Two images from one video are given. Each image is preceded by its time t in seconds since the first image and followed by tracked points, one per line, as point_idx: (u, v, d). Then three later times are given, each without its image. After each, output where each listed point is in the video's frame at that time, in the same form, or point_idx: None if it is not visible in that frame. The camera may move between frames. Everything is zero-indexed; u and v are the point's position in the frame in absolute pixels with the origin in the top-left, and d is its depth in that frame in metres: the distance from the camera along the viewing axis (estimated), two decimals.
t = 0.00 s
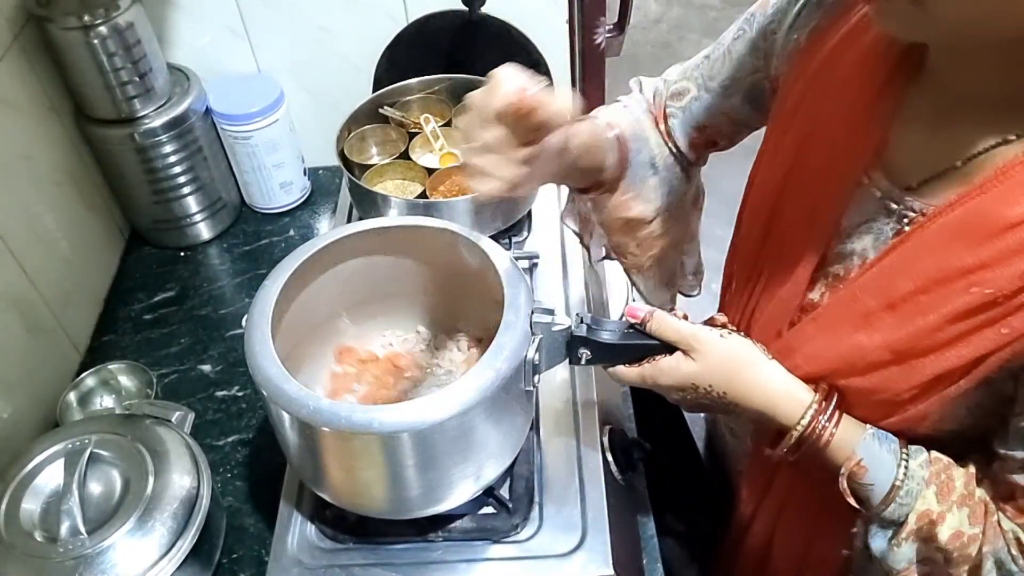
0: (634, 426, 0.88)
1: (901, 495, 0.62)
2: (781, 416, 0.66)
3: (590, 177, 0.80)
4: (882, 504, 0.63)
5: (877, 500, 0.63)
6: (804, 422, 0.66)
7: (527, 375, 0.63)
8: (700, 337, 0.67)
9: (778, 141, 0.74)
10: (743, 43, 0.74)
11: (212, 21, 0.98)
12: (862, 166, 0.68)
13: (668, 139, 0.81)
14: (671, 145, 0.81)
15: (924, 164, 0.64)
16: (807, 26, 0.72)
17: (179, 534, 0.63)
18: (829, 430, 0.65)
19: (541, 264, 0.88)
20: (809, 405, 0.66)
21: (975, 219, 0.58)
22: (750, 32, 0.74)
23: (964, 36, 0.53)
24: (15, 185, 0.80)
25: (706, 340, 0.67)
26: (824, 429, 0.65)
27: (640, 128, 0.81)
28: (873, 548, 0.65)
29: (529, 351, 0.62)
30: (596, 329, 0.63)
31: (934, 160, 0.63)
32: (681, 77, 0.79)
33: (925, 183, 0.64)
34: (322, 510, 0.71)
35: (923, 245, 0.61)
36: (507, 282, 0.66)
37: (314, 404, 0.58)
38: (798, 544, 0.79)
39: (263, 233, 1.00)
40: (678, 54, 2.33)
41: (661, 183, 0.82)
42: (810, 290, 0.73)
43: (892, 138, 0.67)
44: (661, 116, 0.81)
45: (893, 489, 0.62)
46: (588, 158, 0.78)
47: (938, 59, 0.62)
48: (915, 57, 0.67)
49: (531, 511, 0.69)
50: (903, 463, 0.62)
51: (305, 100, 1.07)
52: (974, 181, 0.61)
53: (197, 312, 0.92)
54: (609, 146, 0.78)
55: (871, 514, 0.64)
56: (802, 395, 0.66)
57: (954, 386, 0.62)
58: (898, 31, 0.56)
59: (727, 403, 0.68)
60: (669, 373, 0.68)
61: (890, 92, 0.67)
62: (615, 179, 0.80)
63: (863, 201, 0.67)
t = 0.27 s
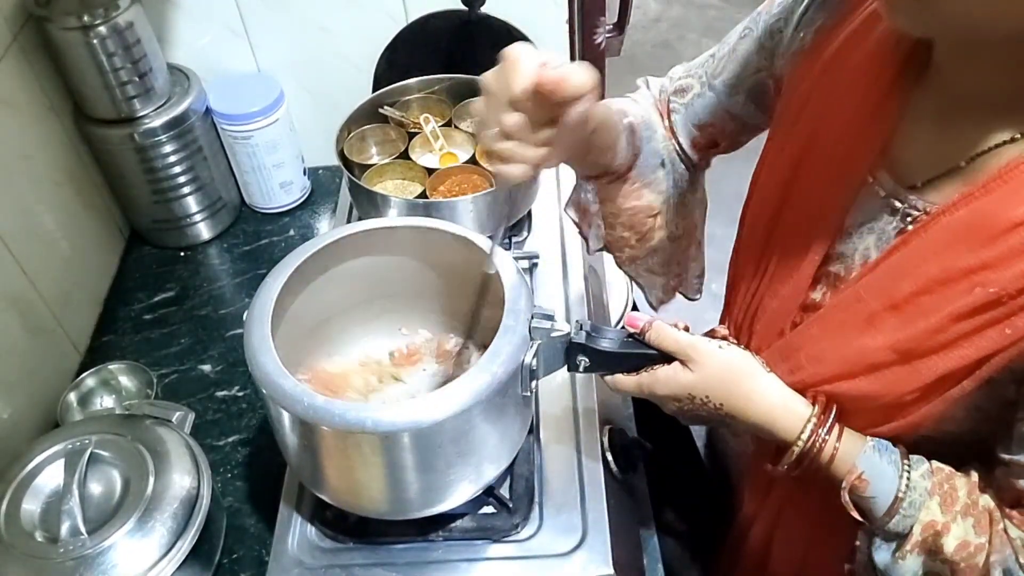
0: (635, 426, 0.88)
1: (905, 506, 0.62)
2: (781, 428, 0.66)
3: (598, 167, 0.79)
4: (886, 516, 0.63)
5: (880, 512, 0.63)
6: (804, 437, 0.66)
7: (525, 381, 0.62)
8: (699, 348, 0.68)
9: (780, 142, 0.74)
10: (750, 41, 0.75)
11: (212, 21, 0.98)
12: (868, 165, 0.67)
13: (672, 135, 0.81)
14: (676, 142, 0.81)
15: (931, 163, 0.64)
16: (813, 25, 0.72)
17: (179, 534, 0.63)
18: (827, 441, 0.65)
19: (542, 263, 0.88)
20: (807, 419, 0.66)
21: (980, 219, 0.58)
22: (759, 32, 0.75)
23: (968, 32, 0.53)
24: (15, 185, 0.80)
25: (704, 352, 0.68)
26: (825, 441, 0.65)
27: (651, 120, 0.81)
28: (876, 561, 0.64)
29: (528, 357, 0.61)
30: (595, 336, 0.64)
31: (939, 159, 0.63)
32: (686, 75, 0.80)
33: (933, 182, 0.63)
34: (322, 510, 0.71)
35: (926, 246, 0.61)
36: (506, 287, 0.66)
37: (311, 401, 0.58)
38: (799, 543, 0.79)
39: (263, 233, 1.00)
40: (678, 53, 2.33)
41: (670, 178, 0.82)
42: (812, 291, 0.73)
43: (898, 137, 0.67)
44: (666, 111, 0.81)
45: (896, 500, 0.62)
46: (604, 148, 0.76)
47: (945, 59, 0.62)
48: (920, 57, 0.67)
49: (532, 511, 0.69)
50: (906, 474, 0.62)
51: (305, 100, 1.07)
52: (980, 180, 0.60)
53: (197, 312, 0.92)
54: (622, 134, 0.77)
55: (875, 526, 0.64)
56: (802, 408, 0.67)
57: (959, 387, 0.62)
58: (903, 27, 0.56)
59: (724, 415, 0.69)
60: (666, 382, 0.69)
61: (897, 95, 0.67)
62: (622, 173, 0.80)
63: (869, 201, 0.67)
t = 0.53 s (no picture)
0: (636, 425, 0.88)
1: (906, 499, 0.62)
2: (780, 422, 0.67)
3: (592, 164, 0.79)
4: (888, 509, 0.63)
5: (882, 505, 0.63)
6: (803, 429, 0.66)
7: (526, 378, 0.63)
8: (699, 344, 0.67)
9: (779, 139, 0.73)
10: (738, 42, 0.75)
11: (211, 21, 0.98)
12: (867, 161, 0.67)
13: (663, 136, 0.81)
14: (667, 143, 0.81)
15: (932, 156, 0.64)
16: (806, 21, 0.72)
17: (180, 534, 0.63)
18: (828, 433, 0.65)
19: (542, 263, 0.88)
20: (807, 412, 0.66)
21: (988, 210, 0.59)
22: (747, 32, 0.75)
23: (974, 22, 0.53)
24: (15, 185, 0.80)
25: (705, 347, 0.67)
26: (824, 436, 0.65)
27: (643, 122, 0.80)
28: (881, 554, 0.64)
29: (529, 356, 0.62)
30: (597, 333, 0.63)
31: (940, 151, 0.64)
32: (677, 77, 0.80)
33: (934, 175, 0.64)
34: (324, 510, 0.71)
35: (932, 239, 0.62)
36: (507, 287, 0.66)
37: (313, 401, 0.58)
38: (802, 542, 0.79)
39: (263, 233, 1.00)
40: (677, 53, 2.33)
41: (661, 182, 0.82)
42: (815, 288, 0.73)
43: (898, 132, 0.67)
44: (657, 111, 0.81)
45: (897, 494, 0.62)
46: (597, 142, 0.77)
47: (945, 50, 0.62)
48: (926, 43, 0.66)
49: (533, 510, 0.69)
50: (906, 466, 0.63)
51: (305, 100, 1.07)
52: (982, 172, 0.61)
53: (197, 312, 0.92)
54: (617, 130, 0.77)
55: (877, 519, 0.64)
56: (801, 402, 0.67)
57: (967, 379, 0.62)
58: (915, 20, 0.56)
59: (723, 409, 0.68)
60: (667, 378, 0.67)
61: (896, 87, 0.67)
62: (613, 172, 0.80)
63: (870, 197, 0.67)
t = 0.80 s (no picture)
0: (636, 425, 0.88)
1: (890, 492, 0.62)
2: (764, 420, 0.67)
3: (592, 208, 0.82)
4: (872, 503, 0.63)
5: (865, 499, 0.64)
6: (786, 429, 0.66)
7: (513, 382, 0.63)
8: (682, 343, 0.68)
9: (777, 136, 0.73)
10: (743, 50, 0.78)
11: (212, 22, 0.98)
12: (865, 156, 0.68)
13: (677, 157, 0.83)
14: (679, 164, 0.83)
15: (929, 148, 0.65)
16: (803, 20, 0.73)
17: (180, 533, 0.63)
18: (806, 432, 0.65)
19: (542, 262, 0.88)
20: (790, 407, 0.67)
21: (986, 201, 0.58)
22: (753, 40, 0.77)
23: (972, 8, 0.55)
24: (15, 186, 0.80)
25: (687, 347, 0.68)
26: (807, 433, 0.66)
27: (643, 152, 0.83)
28: (869, 548, 0.65)
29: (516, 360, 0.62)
30: (583, 340, 0.64)
31: (936, 143, 0.65)
32: (691, 96, 0.82)
33: (927, 167, 0.65)
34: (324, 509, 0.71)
35: (931, 232, 0.62)
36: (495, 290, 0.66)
37: (299, 400, 0.58)
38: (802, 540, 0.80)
39: (263, 233, 1.01)
40: (677, 54, 2.33)
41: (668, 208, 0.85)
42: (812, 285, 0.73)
43: (893, 129, 0.68)
44: (674, 133, 0.83)
45: (881, 488, 0.63)
46: (586, 187, 0.80)
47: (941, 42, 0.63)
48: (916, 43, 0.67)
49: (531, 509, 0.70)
50: (889, 459, 0.63)
51: (305, 101, 1.08)
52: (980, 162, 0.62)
53: (197, 312, 0.92)
54: (604, 174, 0.81)
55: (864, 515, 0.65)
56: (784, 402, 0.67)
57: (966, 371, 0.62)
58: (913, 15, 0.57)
59: (707, 412, 0.68)
60: (651, 381, 0.68)
61: (892, 85, 0.68)
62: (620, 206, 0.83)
63: (866, 192, 0.68)
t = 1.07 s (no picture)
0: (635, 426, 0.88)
1: (892, 495, 0.62)
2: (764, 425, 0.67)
3: (588, 168, 0.82)
4: (875, 507, 0.63)
5: (869, 503, 0.64)
6: (787, 434, 0.66)
7: (511, 384, 0.62)
8: (680, 347, 0.68)
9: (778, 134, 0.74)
10: (743, 39, 0.78)
11: (212, 22, 0.98)
12: (861, 154, 0.67)
13: (671, 138, 0.84)
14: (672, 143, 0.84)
15: (924, 146, 0.64)
16: (806, 19, 0.74)
17: (180, 534, 0.63)
18: (806, 437, 0.66)
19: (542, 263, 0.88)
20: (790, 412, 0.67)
21: (979, 199, 0.59)
22: (751, 34, 0.77)
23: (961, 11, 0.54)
24: (15, 186, 0.80)
25: (686, 351, 0.68)
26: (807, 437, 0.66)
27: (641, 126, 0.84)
28: (872, 552, 0.65)
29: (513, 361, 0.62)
30: (583, 342, 0.63)
31: (931, 140, 0.64)
32: (689, 78, 0.83)
33: (926, 165, 0.64)
34: (324, 510, 0.71)
35: (922, 230, 0.62)
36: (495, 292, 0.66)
37: (298, 397, 0.58)
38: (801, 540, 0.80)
39: (263, 233, 1.01)
40: (677, 54, 2.33)
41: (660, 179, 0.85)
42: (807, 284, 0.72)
43: (888, 127, 0.67)
44: (669, 112, 0.84)
45: (883, 492, 0.63)
46: (588, 144, 0.79)
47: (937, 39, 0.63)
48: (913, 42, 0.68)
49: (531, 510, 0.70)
50: (889, 462, 0.63)
51: (306, 101, 1.08)
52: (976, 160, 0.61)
53: (197, 312, 0.92)
54: (608, 134, 0.80)
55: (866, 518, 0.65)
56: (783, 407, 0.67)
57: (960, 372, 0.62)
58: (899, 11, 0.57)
59: (706, 416, 0.68)
60: (650, 385, 0.67)
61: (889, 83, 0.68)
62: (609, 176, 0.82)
63: (861, 189, 0.67)
